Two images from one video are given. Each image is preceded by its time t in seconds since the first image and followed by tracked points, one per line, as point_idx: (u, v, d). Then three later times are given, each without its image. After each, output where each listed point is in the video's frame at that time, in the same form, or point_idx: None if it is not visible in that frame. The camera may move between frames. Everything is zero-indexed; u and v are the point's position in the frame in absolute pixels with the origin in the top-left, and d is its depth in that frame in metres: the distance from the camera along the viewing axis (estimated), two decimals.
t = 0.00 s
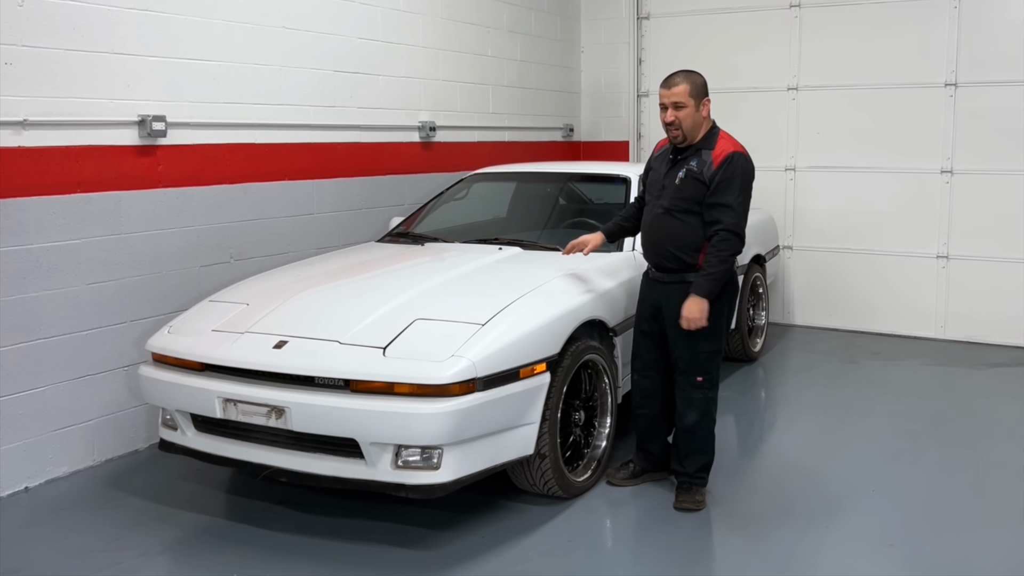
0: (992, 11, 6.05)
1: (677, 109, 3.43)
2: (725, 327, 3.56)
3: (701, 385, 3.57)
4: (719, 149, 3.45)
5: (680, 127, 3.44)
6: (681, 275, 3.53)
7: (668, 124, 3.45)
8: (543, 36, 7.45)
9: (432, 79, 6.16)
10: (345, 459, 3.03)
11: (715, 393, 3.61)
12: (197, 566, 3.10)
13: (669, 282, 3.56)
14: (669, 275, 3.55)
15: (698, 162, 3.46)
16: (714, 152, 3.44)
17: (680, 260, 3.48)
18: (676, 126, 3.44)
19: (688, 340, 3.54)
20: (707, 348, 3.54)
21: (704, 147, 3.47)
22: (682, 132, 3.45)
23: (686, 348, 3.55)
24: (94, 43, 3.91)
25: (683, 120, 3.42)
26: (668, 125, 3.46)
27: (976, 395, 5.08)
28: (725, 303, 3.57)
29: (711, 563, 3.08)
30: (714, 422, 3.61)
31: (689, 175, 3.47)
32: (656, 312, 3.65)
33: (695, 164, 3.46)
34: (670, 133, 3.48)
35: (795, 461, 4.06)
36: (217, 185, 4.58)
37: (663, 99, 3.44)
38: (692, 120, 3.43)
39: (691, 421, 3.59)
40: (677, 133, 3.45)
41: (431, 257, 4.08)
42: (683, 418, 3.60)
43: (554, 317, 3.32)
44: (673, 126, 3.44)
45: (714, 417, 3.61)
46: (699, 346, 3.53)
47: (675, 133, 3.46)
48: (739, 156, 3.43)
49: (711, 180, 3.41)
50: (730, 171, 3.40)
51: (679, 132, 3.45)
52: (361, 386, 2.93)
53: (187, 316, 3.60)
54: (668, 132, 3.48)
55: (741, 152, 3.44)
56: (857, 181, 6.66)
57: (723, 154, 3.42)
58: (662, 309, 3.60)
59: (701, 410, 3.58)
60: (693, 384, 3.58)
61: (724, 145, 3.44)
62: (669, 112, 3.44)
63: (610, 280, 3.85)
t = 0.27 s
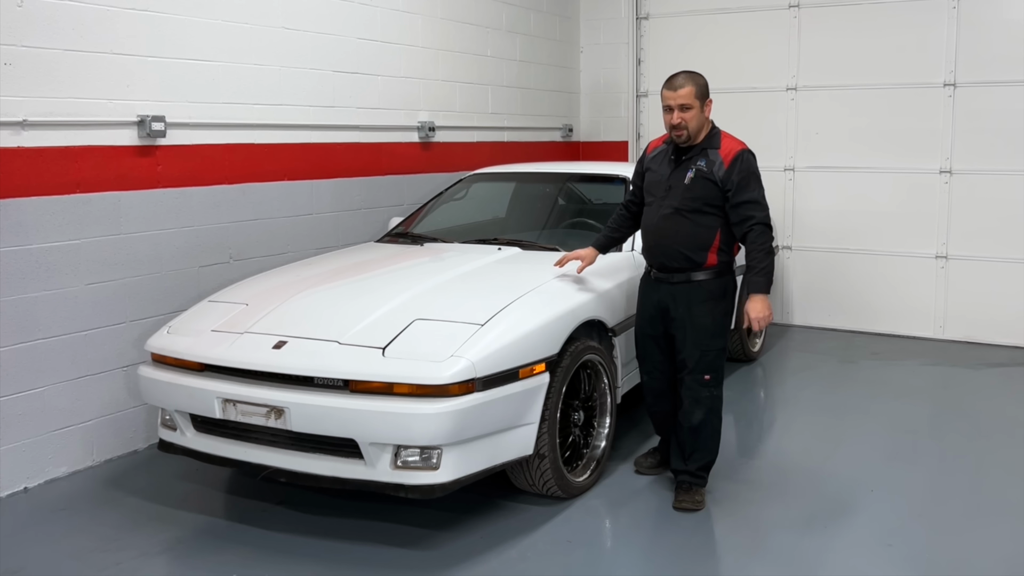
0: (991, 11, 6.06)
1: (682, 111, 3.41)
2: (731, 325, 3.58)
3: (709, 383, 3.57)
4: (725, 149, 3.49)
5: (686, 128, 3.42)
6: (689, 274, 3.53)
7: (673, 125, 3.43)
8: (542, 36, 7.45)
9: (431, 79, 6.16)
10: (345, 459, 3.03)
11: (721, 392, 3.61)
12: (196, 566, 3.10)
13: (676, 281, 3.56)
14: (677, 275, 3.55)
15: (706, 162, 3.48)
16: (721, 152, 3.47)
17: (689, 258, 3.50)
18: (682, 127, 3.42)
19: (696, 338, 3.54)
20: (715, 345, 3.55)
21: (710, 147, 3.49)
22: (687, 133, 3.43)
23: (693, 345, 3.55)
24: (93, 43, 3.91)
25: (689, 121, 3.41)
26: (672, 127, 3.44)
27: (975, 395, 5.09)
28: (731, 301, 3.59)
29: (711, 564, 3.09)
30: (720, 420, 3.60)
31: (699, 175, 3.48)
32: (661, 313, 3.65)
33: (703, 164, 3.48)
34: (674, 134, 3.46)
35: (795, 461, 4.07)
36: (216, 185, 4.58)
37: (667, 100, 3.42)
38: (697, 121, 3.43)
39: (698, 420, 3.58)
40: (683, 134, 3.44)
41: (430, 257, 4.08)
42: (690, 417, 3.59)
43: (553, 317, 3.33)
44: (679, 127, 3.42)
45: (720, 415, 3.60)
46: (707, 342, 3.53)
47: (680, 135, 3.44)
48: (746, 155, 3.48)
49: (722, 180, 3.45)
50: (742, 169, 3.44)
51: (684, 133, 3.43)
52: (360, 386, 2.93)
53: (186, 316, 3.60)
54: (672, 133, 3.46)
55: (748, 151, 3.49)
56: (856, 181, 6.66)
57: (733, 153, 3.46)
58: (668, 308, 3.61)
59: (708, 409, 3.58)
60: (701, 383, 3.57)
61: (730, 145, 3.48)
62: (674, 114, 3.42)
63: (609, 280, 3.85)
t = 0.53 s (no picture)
0: (990, 11, 6.06)
1: (683, 110, 3.42)
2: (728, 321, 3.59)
3: (708, 379, 3.58)
4: (724, 148, 3.51)
5: (687, 127, 3.43)
6: (688, 271, 3.53)
7: (675, 123, 3.43)
8: (541, 36, 7.45)
9: (431, 79, 6.16)
10: (344, 459, 3.03)
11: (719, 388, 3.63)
12: (195, 567, 3.10)
13: (675, 279, 3.56)
14: (676, 272, 3.55)
15: (707, 160, 3.49)
16: (721, 151, 3.49)
17: (690, 254, 3.50)
18: (684, 126, 3.42)
19: (695, 335, 3.55)
20: (715, 340, 3.56)
21: (709, 146, 3.51)
22: (687, 132, 3.44)
23: (693, 342, 3.55)
24: (92, 43, 3.91)
25: (690, 120, 3.42)
26: (673, 125, 3.44)
27: (974, 395, 5.09)
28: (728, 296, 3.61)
29: (710, 564, 3.09)
30: (718, 417, 3.62)
31: (699, 172, 3.49)
32: (661, 310, 3.64)
33: (703, 162, 3.49)
34: (675, 132, 3.46)
35: (794, 461, 4.07)
36: (216, 185, 4.58)
37: (669, 99, 3.43)
38: (698, 121, 3.44)
39: (697, 417, 3.59)
40: (684, 133, 3.44)
41: (430, 257, 4.08)
42: (688, 414, 3.60)
43: (553, 317, 3.33)
44: (680, 125, 3.42)
45: (719, 412, 3.61)
46: (706, 339, 3.55)
47: (681, 133, 3.44)
48: (744, 154, 3.52)
49: (723, 177, 3.47)
50: (741, 167, 3.48)
51: (686, 132, 3.43)
52: (359, 386, 2.93)
53: (185, 316, 3.60)
54: (673, 131, 3.46)
55: (745, 150, 3.53)
56: (855, 182, 6.66)
57: (732, 152, 3.49)
58: (668, 306, 3.60)
59: (707, 405, 3.59)
60: (700, 379, 3.58)
61: (729, 144, 3.51)
62: (676, 112, 3.42)
63: (608, 281, 3.84)
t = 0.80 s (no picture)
0: (990, 12, 6.06)
1: (661, 118, 3.46)
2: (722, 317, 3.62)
3: (702, 374, 3.60)
4: (716, 149, 3.53)
5: (666, 135, 3.48)
6: (683, 267, 3.54)
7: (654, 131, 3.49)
8: (541, 36, 7.45)
9: (430, 79, 6.16)
10: (343, 460, 3.03)
11: (714, 383, 3.64)
12: (194, 567, 3.10)
13: (670, 275, 3.56)
14: (672, 268, 3.55)
15: (699, 161, 3.51)
16: (713, 152, 3.51)
17: (683, 252, 3.52)
18: (662, 134, 3.48)
19: (690, 330, 3.56)
20: (709, 335, 3.59)
21: (702, 147, 3.53)
22: (667, 139, 3.49)
23: (688, 337, 3.57)
24: (91, 43, 3.91)
25: (668, 128, 3.46)
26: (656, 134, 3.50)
27: (973, 395, 5.10)
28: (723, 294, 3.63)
29: (709, 564, 3.09)
30: (714, 412, 3.63)
31: (692, 173, 3.51)
32: (657, 307, 3.64)
33: (696, 162, 3.51)
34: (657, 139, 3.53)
35: (793, 461, 4.07)
36: (215, 185, 4.58)
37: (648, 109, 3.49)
38: (679, 128, 3.47)
39: (692, 411, 3.60)
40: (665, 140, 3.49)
41: (429, 257, 4.08)
42: (684, 408, 3.61)
43: (552, 317, 3.33)
44: (659, 134, 3.48)
45: (714, 407, 3.63)
46: (701, 334, 3.57)
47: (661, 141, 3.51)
48: (736, 155, 3.53)
49: (715, 177, 3.48)
50: (733, 168, 3.48)
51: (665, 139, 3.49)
52: (358, 386, 2.93)
53: (185, 316, 3.60)
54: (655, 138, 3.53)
55: (738, 152, 3.54)
56: (855, 182, 6.66)
57: (724, 153, 3.50)
58: (664, 302, 3.60)
59: (702, 400, 3.61)
60: (694, 373, 3.60)
61: (721, 145, 3.52)
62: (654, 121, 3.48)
63: (608, 281, 3.85)
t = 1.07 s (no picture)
0: (989, 12, 6.06)
1: (655, 121, 3.50)
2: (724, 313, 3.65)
3: (704, 367, 3.65)
4: (710, 144, 3.56)
5: (661, 136, 3.53)
6: (684, 265, 3.57)
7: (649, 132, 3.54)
8: (540, 36, 7.45)
9: (430, 80, 6.16)
10: (342, 460, 3.03)
11: (717, 377, 3.68)
12: (193, 567, 3.10)
13: (672, 273, 3.60)
14: (673, 267, 3.59)
15: (694, 156, 3.54)
16: (707, 146, 3.54)
17: (683, 249, 3.53)
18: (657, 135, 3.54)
19: (692, 326, 3.60)
20: (711, 330, 3.63)
21: (696, 143, 3.56)
22: (663, 140, 3.54)
23: (690, 331, 3.61)
24: (90, 43, 3.90)
25: (662, 130, 3.50)
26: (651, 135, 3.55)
27: (972, 394, 5.10)
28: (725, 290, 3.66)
29: (709, 564, 3.09)
30: (716, 406, 3.67)
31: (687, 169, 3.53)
32: (661, 303, 3.69)
33: (691, 158, 3.54)
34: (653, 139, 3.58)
35: (793, 461, 4.07)
36: (214, 185, 4.57)
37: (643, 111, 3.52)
38: (673, 128, 3.51)
39: (694, 404, 3.64)
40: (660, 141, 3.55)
41: (428, 257, 4.08)
42: (686, 400, 3.65)
43: (551, 318, 3.32)
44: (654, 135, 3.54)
45: (716, 401, 3.67)
46: (703, 329, 3.61)
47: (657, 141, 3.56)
48: (730, 149, 3.55)
49: (708, 170, 3.50)
50: (726, 159, 3.49)
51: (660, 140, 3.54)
52: (357, 387, 2.93)
53: (184, 316, 3.60)
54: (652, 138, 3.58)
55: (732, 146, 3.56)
56: (854, 182, 6.67)
57: (717, 146, 3.53)
58: (667, 299, 3.65)
59: (704, 393, 3.65)
60: (696, 366, 3.66)
61: (715, 140, 3.55)
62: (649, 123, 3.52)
63: (608, 280, 3.85)
